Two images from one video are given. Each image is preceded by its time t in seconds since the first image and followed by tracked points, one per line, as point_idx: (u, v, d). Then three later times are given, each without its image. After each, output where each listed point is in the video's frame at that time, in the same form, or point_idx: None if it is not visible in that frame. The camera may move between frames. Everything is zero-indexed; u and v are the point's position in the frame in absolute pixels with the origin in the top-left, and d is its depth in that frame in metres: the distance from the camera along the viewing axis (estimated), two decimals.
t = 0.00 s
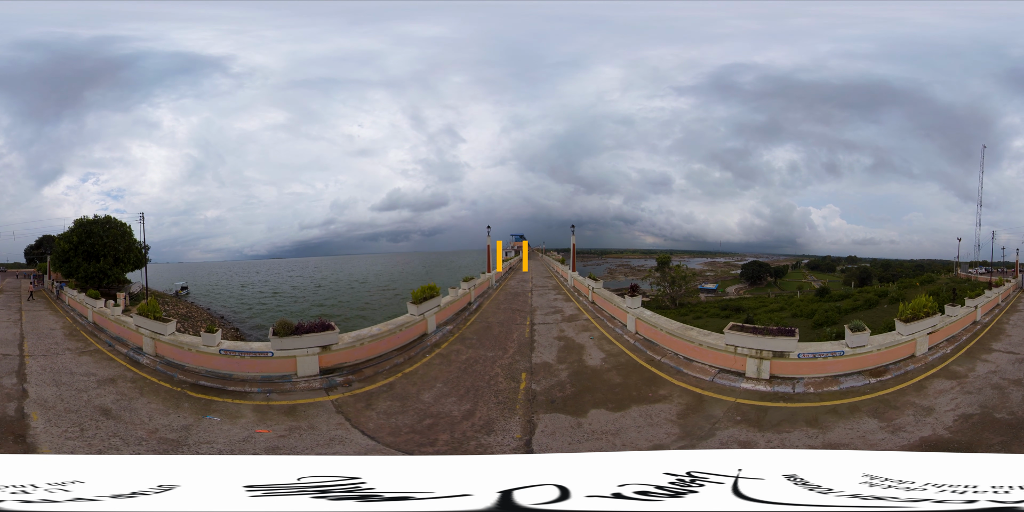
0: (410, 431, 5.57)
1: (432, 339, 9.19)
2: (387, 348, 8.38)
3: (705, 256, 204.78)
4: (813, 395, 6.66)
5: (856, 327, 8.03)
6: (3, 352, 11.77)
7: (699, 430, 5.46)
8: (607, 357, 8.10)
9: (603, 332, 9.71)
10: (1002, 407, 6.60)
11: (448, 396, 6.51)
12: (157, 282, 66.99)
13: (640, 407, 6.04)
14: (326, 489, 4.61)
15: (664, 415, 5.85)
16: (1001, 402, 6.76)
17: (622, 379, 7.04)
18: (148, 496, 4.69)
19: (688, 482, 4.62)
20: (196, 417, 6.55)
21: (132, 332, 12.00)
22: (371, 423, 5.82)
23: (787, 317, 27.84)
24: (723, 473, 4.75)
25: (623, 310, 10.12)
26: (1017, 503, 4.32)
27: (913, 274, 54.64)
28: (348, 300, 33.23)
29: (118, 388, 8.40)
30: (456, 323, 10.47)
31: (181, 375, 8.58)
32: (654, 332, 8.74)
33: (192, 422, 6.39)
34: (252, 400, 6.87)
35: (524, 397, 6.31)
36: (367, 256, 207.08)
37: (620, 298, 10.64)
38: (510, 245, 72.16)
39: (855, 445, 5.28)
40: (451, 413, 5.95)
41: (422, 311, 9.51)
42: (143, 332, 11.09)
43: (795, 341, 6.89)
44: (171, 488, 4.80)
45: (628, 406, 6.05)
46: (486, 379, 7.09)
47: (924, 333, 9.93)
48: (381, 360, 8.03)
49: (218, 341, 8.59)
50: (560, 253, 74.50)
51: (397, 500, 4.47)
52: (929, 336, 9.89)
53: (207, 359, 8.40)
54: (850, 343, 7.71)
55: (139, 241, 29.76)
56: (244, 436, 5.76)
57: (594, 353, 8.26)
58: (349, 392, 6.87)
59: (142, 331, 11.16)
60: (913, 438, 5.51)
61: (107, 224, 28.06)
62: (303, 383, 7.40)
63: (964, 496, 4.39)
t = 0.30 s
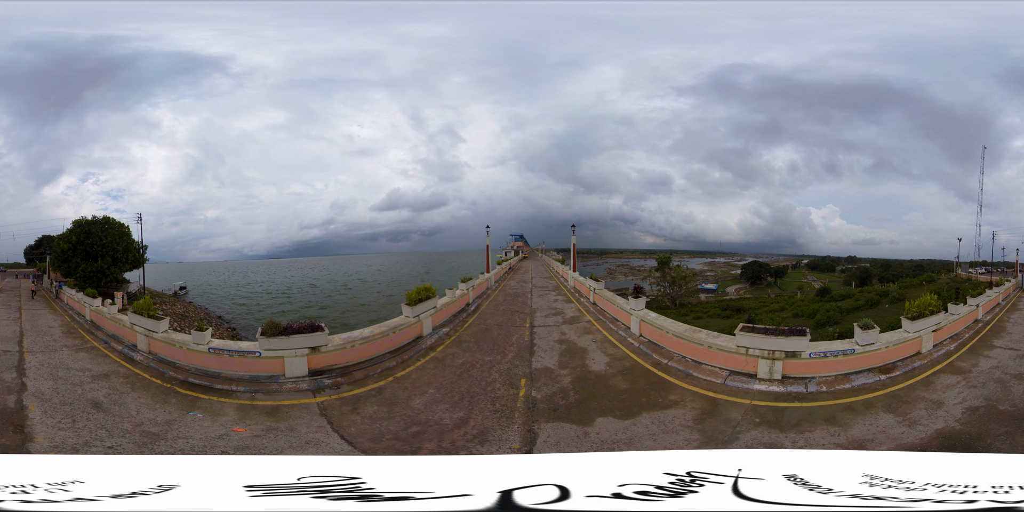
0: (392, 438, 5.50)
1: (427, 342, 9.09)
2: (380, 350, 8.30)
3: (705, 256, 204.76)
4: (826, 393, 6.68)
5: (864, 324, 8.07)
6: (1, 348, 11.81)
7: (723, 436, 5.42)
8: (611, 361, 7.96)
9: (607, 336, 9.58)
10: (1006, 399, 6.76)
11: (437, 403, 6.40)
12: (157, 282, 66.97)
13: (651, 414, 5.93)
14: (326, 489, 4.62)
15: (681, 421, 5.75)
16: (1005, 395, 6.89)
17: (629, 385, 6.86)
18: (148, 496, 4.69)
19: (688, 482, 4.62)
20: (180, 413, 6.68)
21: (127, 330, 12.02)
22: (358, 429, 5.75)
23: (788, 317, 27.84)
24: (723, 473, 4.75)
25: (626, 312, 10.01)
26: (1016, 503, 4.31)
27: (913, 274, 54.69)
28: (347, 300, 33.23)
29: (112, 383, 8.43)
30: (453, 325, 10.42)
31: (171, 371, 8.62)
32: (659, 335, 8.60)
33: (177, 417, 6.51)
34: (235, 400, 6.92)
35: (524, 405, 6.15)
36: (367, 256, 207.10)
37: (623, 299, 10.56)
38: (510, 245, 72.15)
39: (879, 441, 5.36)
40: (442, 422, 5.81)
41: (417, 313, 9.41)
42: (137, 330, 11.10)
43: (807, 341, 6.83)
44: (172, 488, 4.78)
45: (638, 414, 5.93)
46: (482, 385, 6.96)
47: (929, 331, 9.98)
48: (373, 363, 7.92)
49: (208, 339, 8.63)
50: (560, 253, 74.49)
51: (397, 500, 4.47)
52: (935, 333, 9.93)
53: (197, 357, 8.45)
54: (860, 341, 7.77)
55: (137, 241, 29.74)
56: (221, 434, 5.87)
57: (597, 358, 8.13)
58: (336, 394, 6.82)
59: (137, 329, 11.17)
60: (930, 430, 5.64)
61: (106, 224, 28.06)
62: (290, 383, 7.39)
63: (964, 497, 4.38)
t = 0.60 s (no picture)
0: (370, 444, 5.39)
1: (421, 346, 8.99)
2: (371, 354, 8.19)
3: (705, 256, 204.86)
4: (841, 393, 6.72)
5: (873, 323, 8.08)
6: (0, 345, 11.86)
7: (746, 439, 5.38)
8: (615, 366, 7.80)
9: (610, 340, 9.45)
10: (1010, 393, 6.98)
11: (425, 409, 6.23)
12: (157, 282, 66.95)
13: (664, 422, 5.77)
14: (326, 489, 4.61)
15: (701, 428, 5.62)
16: (1009, 390, 7.09)
17: (636, 392, 6.69)
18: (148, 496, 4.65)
19: (688, 482, 4.61)
20: (167, 408, 6.80)
21: (123, 328, 12.04)
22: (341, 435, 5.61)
23: (790, 317, 27.85)
24: (723, 473, 4.74)
25: (630, 314, 9.90)
26: (1017, 503, 4.29)
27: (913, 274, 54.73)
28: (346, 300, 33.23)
29: (105, 380, 8.45)
30: (449, 328, 10.35)
31: (164, 369, 8.66)
32: (665, 339, 8.46)
33: (164, 412, 6.63)
34: (220, 399, 6.97)
35: (523, 414, 5.94)
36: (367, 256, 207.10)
37: (626, 302, 10.48)
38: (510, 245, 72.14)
39: (902, 436, 5.44)
40: (430, 430, 5.64)
41: (411, 316, 9.32)
42: (132, 329, 11.15)
43: (818, 341, 6.83)
44: (172, 487, 4.75)
45: (648, 421, 5.76)
46: (478, 392, 6.77)
47: (934, 329, 10.01)
48: (363, 366, 7.81)
49: (199, 338, 8.68)
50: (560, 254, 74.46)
51: (397, 500, 4.47)
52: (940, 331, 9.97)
53: (188, 355, 8.51)
54: (869, 340, 7.82)
55: (136, 241, 29.72)
56: (200, 431, 5.93)
57: (600, 363, 7.97)
58: (323, 397, 6.76)
59: (132, 327, 11.21)
60: (944, 424, 5.80)
61: (105, 225, 28.06)
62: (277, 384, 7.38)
63: (965, 496, 4.37)
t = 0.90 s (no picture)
0: (342, 448, 5.38)
1: (413, 349, 8.81)
2: (361, 356, 8.07)
3: (705, 256, 204.82)
4: (856, 391, 6.76)
5: (882, 321, 8.26)
6: None
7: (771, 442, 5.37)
8: (619, 372, 7.59)
9: (613, 344, 9.25)
10: (1014, 387, 7.22)
11: (409, 415, 6.13)
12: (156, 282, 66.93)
13: (679, 430, 5.62)
14: (327, 489, 4.62)
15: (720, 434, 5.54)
16: (1014, 384, 7.33)
17: (642, 399, 6.49)
18: (149, 496, 4.64)
19: (688, 482, 4.61)
20: (157, 401, 6.96)
21: (119, 326, 12.08)
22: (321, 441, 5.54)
23: (791, 317, 27.83)
24: (723, 473, 4.74)
25: (633, 316, 9.75)
26: (1016, 503, 4.29)
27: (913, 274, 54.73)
28: (345, 300, 33.20)
29: (101, 376, 8.49)
30: (445, 330, 10.23)
31: (156, 365, 8.75)
32: (670, 342, 8.28)
33: (155, 405, 6.82)
34: (207, 395, 7.05)
35: (518, 424, 5.79)
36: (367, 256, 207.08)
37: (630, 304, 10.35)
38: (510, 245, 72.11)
39: (922, 430, 5.63)
40: (410, 437, 5.56)
41: (404, 317, 9.21)
42: (129, 326, 11.23)
43: (831, 341, 6.90)
44: (173, 488, 4.74)
45: (662, 430, 5.61)
46: (470, 399, 6.61)
47: (941, 326, 10.04)
48: (353, 368, 7.71)
49: (191, 335, 8.80)
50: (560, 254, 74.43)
51: (398, 500, 4.47)
52: (946, 329, 10.02)
53: (180, 352, 8.62)
54: (879, 338, 7.97)
55: (134, 242, 29.73)
56: (181, 425, 6.07)
57: (601, 368, 7.76)
58: (308, 398, 6.72)
59: (128, 324, 11.28)
60: (958, 418, 6.01)
61: (104, 226, 28.08)
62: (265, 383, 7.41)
63: (964, 497, 4.38)
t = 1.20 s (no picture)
0: (312, 450, 5.36)
1: (406, 352, 8.57)
2: (351, 359, 7.89)
3: (705, 255, 204.69)
4: (870, 389, 6.85)
5: (890, 319, 8.35)
6: None
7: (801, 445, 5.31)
8: (625, 378, 7.31)
9: (617, 348, 9.02)
10: (1017, 381, 7.48)
11: (392, 422, 5.96)
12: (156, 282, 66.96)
13: (701, 437, 5.43)
14: (327, 489, 4.61)
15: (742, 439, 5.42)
16: (1016, 378, 7.61)
17: (653, 407, 6.23)
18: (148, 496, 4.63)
19: (688, 482, 4.61)
20: (146, 396, 7.16)
21: (115, 324, 12.11)
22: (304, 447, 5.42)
23: (792, 317, 27.80)
24: (723, 473, 4.74)
25: (637, 319, 9.56)
26: (1016, 503, 4.28)
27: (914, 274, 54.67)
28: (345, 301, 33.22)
29: (95, 373, 8.53)
30: (440, 333, 9.96)
31: (150, 362, 8.86)
32: (678, 346, 8.06)
33: (145, 400, 7.02)
34: (195, 393, 7.15)
35: (515, 436, 5.49)
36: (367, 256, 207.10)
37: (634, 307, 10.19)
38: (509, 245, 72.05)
39: (938, 423, 5.83)
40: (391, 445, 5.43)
41: (396, 320, 8.97)
42: (124, 324, 11.31)
43: (843, 340, 6.99)
44: (172, 488, 4.73)
45: (682, 438, 5.41)
46: (462, 407, 6.34)
47: (946, 324, 10.09)
48: (341, 371, 7.58)
49: (183, 333, 8.93)
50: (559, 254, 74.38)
51: (398, 500, 4.46)
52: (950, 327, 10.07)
53: (171, 350, 8.73)
54: (889, 336, 8.07)
55: (133, 243, 29.72)
56: (166, 420, 6.23)
57: (605, 374, 7.48)
58: (292, 399, 6.70)
59: (124, 323, 11.35)
60: (968, 411, 6.22)
61: (103, 227, 28.10)
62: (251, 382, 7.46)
63: (964, 496, 4.37)
